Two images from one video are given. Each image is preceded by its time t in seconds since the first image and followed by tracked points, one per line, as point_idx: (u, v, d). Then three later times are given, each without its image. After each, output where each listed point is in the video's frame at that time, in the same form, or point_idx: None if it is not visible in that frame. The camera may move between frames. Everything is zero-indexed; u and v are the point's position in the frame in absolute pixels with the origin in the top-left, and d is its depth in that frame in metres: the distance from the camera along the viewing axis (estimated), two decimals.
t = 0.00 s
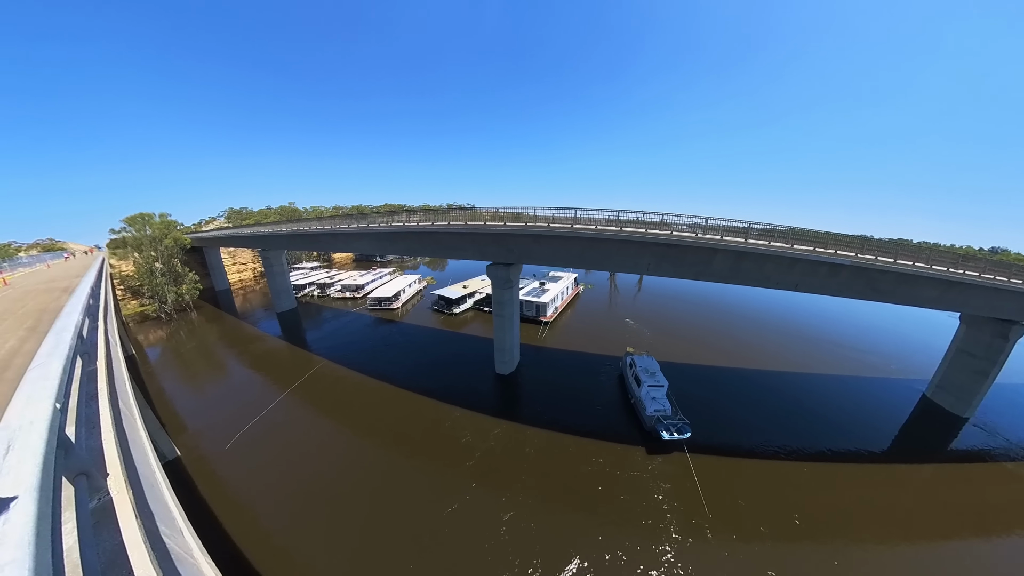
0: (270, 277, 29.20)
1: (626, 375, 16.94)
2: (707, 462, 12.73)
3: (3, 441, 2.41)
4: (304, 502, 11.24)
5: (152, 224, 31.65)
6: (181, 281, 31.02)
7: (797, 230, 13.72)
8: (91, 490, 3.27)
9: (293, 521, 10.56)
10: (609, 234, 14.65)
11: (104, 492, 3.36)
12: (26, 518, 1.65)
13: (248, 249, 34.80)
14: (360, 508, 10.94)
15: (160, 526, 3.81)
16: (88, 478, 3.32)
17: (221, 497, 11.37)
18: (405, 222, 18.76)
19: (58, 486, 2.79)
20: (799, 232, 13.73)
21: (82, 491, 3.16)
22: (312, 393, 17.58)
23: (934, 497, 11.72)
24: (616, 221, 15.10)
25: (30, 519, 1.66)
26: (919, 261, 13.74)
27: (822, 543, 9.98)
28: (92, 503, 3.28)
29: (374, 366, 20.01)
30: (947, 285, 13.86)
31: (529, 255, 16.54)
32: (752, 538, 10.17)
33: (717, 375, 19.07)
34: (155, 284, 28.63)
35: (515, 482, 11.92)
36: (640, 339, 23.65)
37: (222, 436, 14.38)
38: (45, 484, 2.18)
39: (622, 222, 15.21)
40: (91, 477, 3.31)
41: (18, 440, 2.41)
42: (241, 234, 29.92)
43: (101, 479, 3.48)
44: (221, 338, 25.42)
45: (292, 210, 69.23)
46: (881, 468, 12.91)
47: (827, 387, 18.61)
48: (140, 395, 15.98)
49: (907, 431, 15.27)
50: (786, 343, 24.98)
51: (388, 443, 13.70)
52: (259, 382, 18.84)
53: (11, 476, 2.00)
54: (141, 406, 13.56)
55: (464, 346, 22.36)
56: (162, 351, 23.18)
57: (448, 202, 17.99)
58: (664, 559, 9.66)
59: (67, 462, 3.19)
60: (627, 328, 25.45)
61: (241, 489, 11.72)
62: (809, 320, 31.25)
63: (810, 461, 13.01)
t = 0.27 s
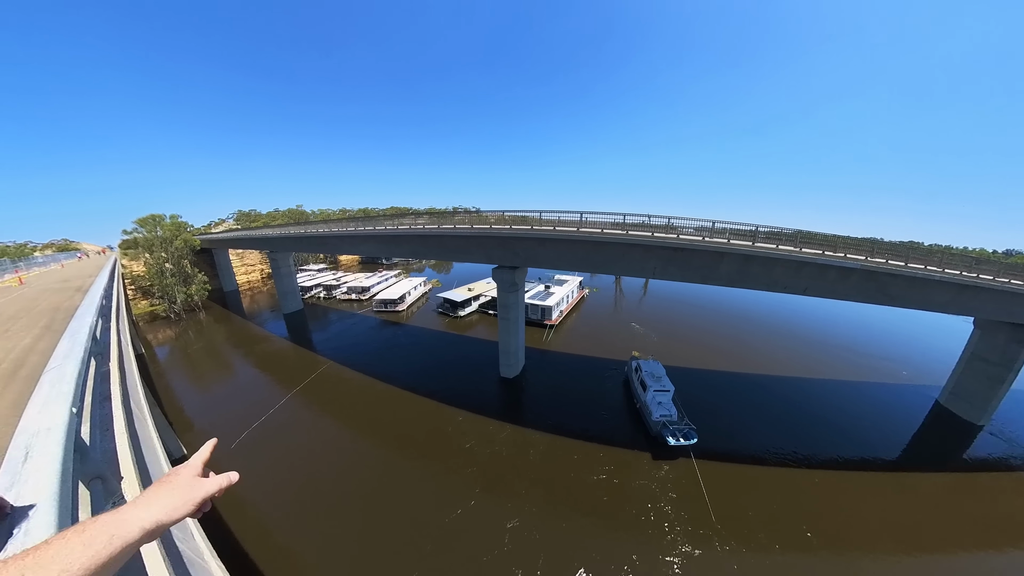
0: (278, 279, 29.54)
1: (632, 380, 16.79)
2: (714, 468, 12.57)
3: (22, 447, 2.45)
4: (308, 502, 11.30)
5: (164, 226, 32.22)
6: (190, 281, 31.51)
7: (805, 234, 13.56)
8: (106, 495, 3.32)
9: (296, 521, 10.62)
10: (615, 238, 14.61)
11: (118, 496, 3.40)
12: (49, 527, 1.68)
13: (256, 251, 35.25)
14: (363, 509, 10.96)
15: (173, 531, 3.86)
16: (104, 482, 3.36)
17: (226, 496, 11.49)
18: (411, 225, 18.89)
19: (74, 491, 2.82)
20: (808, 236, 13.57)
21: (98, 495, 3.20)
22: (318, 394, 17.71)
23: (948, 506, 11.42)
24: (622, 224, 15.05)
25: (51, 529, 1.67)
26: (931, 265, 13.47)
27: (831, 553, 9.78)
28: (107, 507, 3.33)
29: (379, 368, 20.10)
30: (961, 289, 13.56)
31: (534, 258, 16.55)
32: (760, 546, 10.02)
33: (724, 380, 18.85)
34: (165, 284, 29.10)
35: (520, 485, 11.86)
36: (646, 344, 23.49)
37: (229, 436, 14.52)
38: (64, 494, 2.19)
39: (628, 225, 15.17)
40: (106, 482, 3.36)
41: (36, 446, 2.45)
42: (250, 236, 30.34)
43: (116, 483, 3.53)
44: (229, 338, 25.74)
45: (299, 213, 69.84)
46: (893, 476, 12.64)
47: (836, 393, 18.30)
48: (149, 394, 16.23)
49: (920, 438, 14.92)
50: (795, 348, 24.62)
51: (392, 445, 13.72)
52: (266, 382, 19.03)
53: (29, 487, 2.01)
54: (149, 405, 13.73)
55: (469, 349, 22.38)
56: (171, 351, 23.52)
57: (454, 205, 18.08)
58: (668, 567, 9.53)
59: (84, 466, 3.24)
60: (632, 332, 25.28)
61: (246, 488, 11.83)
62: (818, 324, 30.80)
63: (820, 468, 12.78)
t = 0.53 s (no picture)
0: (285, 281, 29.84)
1: (637, 384, 16.65)
2: (720, 475, 12.40)
3: (24, 443, 2.46)
4: (310, 502, 11.35)
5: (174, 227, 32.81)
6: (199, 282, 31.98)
7: (814, 237, 13.38)
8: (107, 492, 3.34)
9: (298, 521, 10.67)
10: (620, 241, 14.55)
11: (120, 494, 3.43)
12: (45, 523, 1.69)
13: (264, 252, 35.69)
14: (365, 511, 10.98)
15: (175, 530, 3.88)
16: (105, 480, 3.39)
17: (231, 495, 11.60)
18: (417, 227, 19.00)
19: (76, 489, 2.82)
20: (817, 238, 13.37)
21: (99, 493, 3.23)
22: (322, 395, 17.80)
23: (963, 517, 11.10)
24: (627, 227, 14.98)
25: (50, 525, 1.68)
26: (943, 268, 13.19)
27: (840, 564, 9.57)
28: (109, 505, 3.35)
29: (383, 370, 20.15)
30: (975, 293, 13.25)
31: (539, 261, 16.52)
32: (766, 555, 9.86)
33: (731, 385, 18.59)
34: (175, 285, 29.57)
35: (522, 489, 11.82)
36: (652, 347, 23.32)
37: (234, 435, 14.66)
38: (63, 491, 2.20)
39: (634, 228, 15.09)
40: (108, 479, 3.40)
41: (38, 442, 2.47)
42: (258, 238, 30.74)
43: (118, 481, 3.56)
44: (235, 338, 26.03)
45: (307, 215, 70.63)
46: (905, 485, 12.33)
47: (846, 399, 17.96)
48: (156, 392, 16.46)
49: (933, 446, 14.57)
50: (804, 353, 24.24)
51: (395, 446, 13.76)
52: (271, 382, 19.20)
53: (28, 484, 2.02)
54: (157, 404, 13.92)
55: (473, 351, 22.37)
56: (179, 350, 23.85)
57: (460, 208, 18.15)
58: None
59: (87, 463, 3.27)
60: (638, 336, 25.09)
61: (250, 487, 11.93)
62: (828, 329, 30.30)
63: (829, 476, 12.54)
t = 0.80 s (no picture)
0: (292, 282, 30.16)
1: (642, 389, 16.50)
2: (727, 482, 12.21)
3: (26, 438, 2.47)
4: (312, 502, 11.39)
5: (184, 229, 33.37)
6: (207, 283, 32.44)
7: (822, 240, 13.19)
8: (108, 490, 3.34)
9: (300, 521, 10.72)
10: (625, 243, 14.50)
11: (121, 492, 3.44)
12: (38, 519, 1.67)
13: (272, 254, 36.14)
14: (367, 512, 11.00)
15: (174, 529, 3.89)
16: (106, 478, 3.40)
17: (234, 493, 11.69)
18: (423, 230, 19.14)
19: (74, 487, 2.81)
20: (825, 241, 13.19)
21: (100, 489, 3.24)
22: (327, 396, 17.88)
23: (980, 529, 10.76)
24: (633, 230, 14.93)
25: (44, 521, 1.67)
26: (956, 272, 12.90)
27: None
28: (109, 503, 3.36)
29: (388, 372, 20.20)
30: (991, 297, 12.94)
31: (544, 264, 16.51)
32: (773, 565, 9.68)
33: (739, 390, 18.34)
34: (184, 285, 30.02)
35: (524, 493, 11.75)
36: (657, 352, 23.12)
37: (238, 434, 14.79)
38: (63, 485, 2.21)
39: (639, 231, 15.06)
40: (108, 477, 3.40)
41: (41, 437, 2.48)
42: (266, 240, 31.18)
43: (118, 478, 3.56)
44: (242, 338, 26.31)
45: (315, 218, 71.41)
46: (920, 496, 11.99)
47: (856, 405, 17.62)
48: (164, 391, 16.70)
49: (947, 455, 14.22)
50: (814, 358, 23.82)
51: (397, 448, 13.78)
52: (276, 382, 19.37)
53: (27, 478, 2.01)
54: (164, 402, 14.10)
55: (478, 354, 22.34)
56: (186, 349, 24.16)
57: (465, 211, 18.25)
58: None
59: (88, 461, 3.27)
60: (644, 340, 24.87)
61: (253, 486, 12.03)
62: (838, 333, 29.77)
63: (839, 484, 12.29)
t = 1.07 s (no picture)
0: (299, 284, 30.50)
1: (648, 393, 16.36)
2: (733, 488, 12.04)
3: (44, 435, 2.54)
4: (315, 503, 11.46)
5: (194, 231, 33.99)
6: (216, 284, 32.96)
7: (830, 242, 13.01)
8: (120, 486, 3.41)
9: (303, 521, 10.78)
10: (630, 247, 14.47)
11: (132, 488, 3.51)
12: (56, 512, 1.73)
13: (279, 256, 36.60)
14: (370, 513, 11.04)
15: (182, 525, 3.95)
16: (119, 474, 3.47)
17: (239, 493, 11.80)
18: (428, 233, 19.30)
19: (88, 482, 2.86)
20: (833, 244, 13.05)
21: (112, 486, 3.30)
22: (332, 397, 17.99)
23: (997, 540, 10.46)
24: (637, 233, 14.91)
25: (64, 511, 1.73)
26: (968, 275, 12.67)
27: None
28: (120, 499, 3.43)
29: (392, 374, 20.29)
30: (1006, 301, 12.66)
31: (548, 267, 16.53)
32: (781, 574, 9.49)
33: (746, 395, 18.12)
34: (193, 286, 30.55)
35: (527, 497, 11.70)
36: (663, 356, 22.94)
37: (244, 434, 14.94)
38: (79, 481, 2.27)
39: (644, 234, 15.04)
40: (121, 473, 3.47)
41: (57, 434, 2.54)
42: (274, 242, 31.64)
43: (130, 475, 3.63)
44: (248, 339, 26.65)
45: (322, 221, 72.20)
46: (933, 505, 11.71)
47: (867, 411, 17.29)
48: (172, 390, 16.97)
49: (962, 464, 13.86)
50: (823, 363, 23.43)
51: (401, 450, 13.83)
52: (282, 382, 19.56)
53: (46, 473, 2.07)
54: (173, 401, 14.30)
55: (482, 357, 22.35)
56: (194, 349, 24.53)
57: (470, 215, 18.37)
58: None
59: (101, 457, 3.34)
60: (649, 344, 24.70)
61: (258, 486, 12.12)
62: (848, 338, 29.25)
63: (848, 493, 12.04)
